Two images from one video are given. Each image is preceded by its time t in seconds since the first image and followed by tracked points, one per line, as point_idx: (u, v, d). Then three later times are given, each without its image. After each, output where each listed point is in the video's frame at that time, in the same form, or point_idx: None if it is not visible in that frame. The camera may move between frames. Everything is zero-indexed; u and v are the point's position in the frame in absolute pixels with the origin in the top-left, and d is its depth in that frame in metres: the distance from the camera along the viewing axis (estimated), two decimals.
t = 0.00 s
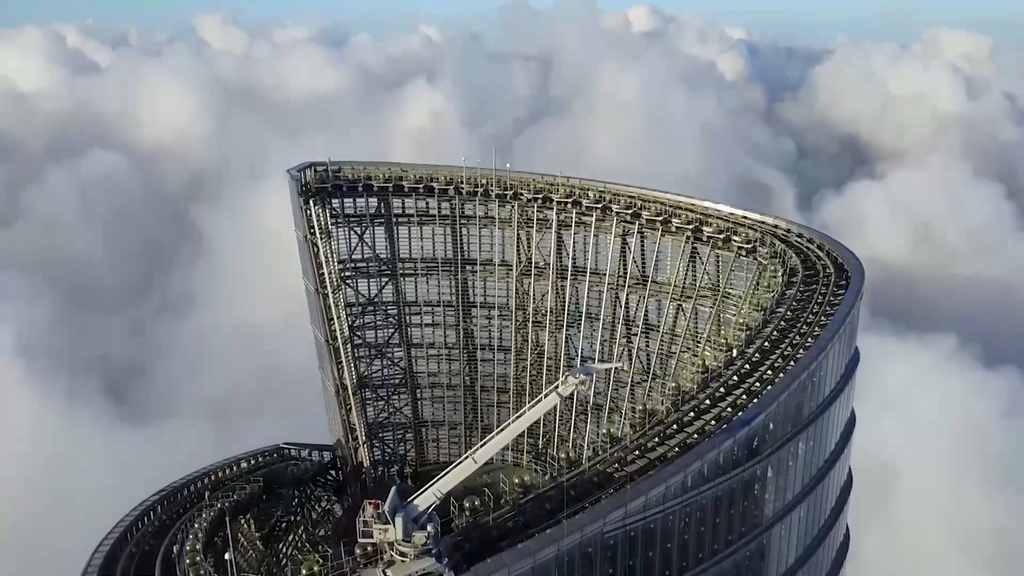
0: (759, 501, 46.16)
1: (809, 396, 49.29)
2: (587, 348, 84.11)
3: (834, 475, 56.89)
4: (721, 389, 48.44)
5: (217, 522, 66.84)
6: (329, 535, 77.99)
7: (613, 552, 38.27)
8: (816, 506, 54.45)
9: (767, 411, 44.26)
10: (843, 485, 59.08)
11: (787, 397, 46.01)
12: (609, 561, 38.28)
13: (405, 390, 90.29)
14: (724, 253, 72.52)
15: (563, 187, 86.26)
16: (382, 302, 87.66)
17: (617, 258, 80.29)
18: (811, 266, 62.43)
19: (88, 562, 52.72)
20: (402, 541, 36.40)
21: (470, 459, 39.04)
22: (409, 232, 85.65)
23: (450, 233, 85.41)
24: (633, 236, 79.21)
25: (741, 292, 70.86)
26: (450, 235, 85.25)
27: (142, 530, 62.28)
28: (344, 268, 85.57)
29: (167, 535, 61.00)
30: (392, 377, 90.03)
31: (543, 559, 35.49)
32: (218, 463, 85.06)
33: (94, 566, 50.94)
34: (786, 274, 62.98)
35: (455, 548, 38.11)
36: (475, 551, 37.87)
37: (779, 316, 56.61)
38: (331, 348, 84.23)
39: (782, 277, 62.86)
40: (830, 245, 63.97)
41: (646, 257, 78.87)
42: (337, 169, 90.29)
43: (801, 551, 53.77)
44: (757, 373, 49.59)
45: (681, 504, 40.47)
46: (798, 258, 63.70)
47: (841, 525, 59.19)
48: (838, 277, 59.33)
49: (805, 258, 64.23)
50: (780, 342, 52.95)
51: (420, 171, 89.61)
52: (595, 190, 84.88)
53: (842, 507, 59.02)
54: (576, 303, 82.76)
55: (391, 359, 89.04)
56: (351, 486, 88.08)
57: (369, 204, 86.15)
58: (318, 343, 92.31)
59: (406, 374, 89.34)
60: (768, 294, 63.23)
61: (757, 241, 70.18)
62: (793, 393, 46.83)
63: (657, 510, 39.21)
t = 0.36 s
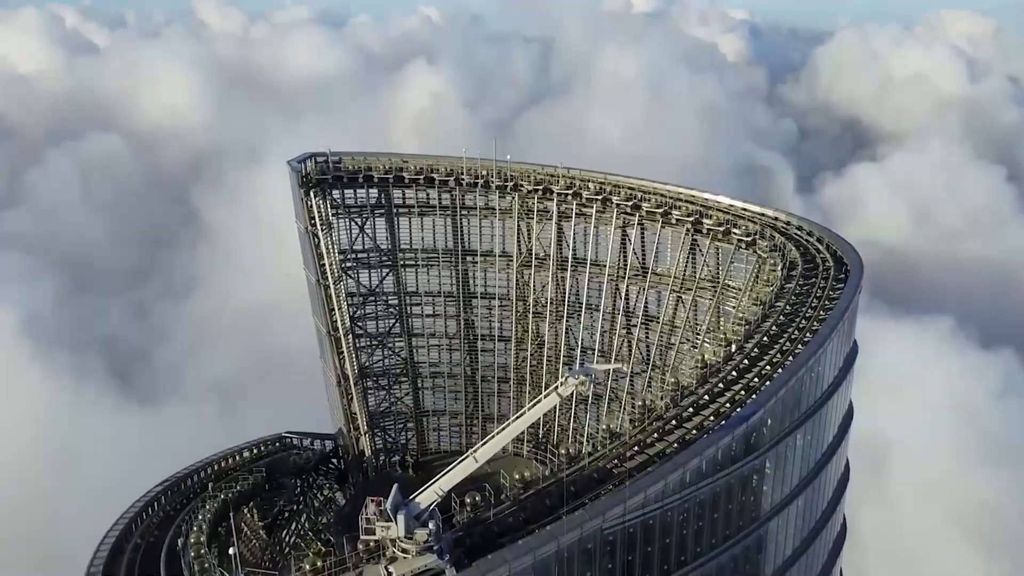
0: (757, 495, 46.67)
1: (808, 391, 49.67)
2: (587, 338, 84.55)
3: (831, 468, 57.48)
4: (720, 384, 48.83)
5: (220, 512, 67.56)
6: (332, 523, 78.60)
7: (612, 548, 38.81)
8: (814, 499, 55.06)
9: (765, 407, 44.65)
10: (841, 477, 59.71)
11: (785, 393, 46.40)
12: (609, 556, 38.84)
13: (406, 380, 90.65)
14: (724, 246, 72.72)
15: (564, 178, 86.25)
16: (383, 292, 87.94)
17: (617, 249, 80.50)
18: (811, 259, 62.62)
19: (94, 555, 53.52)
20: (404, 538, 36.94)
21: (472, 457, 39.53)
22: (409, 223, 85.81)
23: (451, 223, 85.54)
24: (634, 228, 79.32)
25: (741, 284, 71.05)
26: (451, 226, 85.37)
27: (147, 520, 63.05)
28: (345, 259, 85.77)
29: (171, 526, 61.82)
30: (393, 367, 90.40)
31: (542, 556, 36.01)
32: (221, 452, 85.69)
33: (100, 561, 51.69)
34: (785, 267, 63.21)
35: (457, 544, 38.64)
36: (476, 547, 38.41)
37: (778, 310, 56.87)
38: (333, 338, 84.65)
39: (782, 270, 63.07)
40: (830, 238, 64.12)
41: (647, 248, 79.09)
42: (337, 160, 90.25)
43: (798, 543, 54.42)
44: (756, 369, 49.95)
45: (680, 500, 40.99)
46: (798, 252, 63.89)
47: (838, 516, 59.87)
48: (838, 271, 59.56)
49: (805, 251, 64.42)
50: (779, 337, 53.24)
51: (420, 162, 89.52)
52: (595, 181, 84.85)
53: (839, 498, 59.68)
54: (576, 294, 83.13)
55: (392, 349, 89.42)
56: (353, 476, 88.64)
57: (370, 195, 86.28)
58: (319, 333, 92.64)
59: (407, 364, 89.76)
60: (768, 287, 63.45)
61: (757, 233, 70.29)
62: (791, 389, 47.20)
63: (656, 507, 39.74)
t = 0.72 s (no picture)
0: (755, 489, 47.17)
1: (805, 386, 49.99)
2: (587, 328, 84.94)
3: (829, 461, 57.95)
4: (719, 379, 49.25)
5: (224, 504, 68.24)
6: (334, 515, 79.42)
7: (611, 544, 39.34)
8: (812, 491, 55.63)
9: (763, 403, 45.05)
10: (838, 469, 60.27)
11: (783, 389, 46.76)
12: (608, 551, 39.38)
13: (407, 370, 91.03)
14: (724, 238, 72.92)
15: (564, 169, 86.20)
16: (384, 283, 88.16)
17: (617, 240, 80.70)
18: (810, 253, 62.80)
19: (100, 547, 54.23)
20: (406, 535, 37.43)
21: (473, 456, 39.97)
22: (410, 214, 85.96)
23: (452, 214, 85.68)
24: (634, 219, 79.43)
25: (741, 276, 71.28)
26: (451, 217, 85.49)
27: (152, 511, 63.84)
28: (346, 250, 85.99)
29: (176, 517, 62.66)
30: (394, 357, 90.68)
31: (543, 551, 36.58)
32: (225, 442, 86.33)
33: (106, 553, 52.47)
34: (785, 261, 63.40)
35: (458, 539, 39.16)
36: (477, 543, 38.94)
37: (777, 304, 57.14)
38: (334, 328, 85.16)
39: (781, 263, 63.29)
40: (829, 231, 64.25)
41: (647, 239, 79.33)
42: (338, 151, 90.20)
43: (796, 535, 55.05)
44: (755, 364, 50.32)
45: (678, 496, 41.50)
46: (797, 245, 64.07)
47: (835, 507, 60.50)
48: (836, 265, 59.77)
49: (804, 244, 64.60)
50: (778, 331, 53.53)
51: (420, 153, 89.42)
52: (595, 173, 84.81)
53: (836, 489, 60.26)
54: (576, 284, 83.47)
55: (393, 339, 89.75)
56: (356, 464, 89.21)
57: (371, 185, 86.38)
58: (320, 324, 93.02)
59: (408, 354, 90.17)
60: (767, 280, 63.68)
61: (757, 225, 70.41)
62: (789, 385, 47.56)
63: (655, 503, 40.26)
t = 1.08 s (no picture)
0: (752, 483, 47.69)
1: (803, 381, 50.39)
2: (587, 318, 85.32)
3: (827, 453, 58.50)
4: (718, 374, 49.69)
5: (227, 494, 68.96)
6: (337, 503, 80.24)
7: (609, 539, 39.87)
8: (809, 483, 56.25)
9: (761, 398, 45.48)
10: (836, 460, 60.86)
11: (781, 384, 47.17)
12: (607, 546, 39.95)
13: (408, 360, 91.44)
14: (723, 229, 73.12)
15: (565, 159, 86.17)
16: (385, 273, 88.42)
17: (617, 231, 80.87)
18: (810, 246, 63.02)
19: (106, 539, 54.85)
20: (408, 531, 37.93)
21: (473, 454, 40.40)
22: (410, 204, 86.08)
23: (452, 204, 85.80)
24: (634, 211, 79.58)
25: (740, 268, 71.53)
26: (452, 207, 85.60)
27: (156, 502, 64.45)
28: (347, 240, 86.20)
29: (181, 508, 63.31)
30: (395, 346, 91.02)
31: (543, 547, 37.11)
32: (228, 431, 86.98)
33: (112, 545, 53.12)
34: (784, 253, 63.62)
35: (460, 534, 39.71)
36: (478, 538, 39.46)
37: (776, 298, 57.45)
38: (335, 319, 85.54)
39: (780, 256, 63.55)
40: (829, 224, 64.43)
41: (647, 230, 79.53)
42: (338, 141, 90.13)
43: (793, 526, 55.70)
44: (754, 358, 50.69)
45: (677, 491, 42.02)
46: (797, 237, 64.29)
47: (832, 497, 61.20)
48: (835, 258, 59.98)
49: (803, 236, 64.81)
50: (777, 325, 53.89)
51: (420, 143, 89.31)
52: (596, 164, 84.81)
53: (834, 479, 60.91)
54: (577, 275, 83.77)
55: (394, 329, 90.06)
56: (358, 453, 89.77)
57: (371, 176, 86.43)
58: (322, 314, 93.42)
59: (409, 343, 90.56)
60: (766, 273, 63.95)
61: (757, 217, 70.56)
62: (787, 380, 47.96)
63: (654, 498, 40.78)
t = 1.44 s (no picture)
0: (750, 478, 48.15)
1: (801, 376, 50.78)
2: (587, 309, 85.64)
3: (825, 446, 58.97)
4: (717, 369, 50.07)
5: (230, 486, 69.60)
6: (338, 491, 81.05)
7: (608, 534, 40.39)
8: (807, 476, 56.76)
9: (759, 394, 45.89)
10: (833, 453, 61.35)
11: (780, 380, 47.51)
12: (606, 541, 40.47)
13: (410, 350, 91.74)
14: (723, 222, 73.28)
15: (565, 151, 86.14)
16: (386, 264, 88.60)
17: (618, 223, 81.06)
18: (809, 239, 63.22)
19: (111, 531, 55.49)
20: (410, 527, 38.33)
21: (474, 452, 40.89)
22: (411, 195, 86.26)
23: (453, 196, 85.92)
24: (634, 203, 79.73)
25: (740, 261, 71.74)
26: (453, 198, 85.75)
27: (160, 494, 65.15)
28: (348, 232, 86.41)
29: (185, 499, 64.04)
30: (396, 337, 91.32)
31: (544, 543, 37.64)
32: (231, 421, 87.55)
33: (117, 537, 53.73)
34: (784, 247, 63.82)
35: (461, 529, 40.21)
36: (479, 533, 39.99)
37: (775, 293, 57.75)
38: (337, 310, 85.94)
39: (780, 250, 63.77)
40: (828, 218, 64.59)
41: (647, 222, 79.76)
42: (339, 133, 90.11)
43: (791, 518, 56.23)
44: (753, 353, 51.06)
45: (676, 487, 42.54)
46: (796, 231, 64.50)
47: (829, 489, 61.74)
48: (834, 252, 60.18)
49: (802, 230, 64.98)
50: (776, 320, 54.17)
51: (421, 135, 89.26)
52: (596, 156, 84.82)
53: (831, 472, 61.39)
54: (577, 267, 84.04)
55: (396, 320, 90.36)
56: (360, 443, 90.22)
57: (372, 168, 86.56)
58: (323, 305, 93.79)
59: (410, 334, 90.87)
60: (766, 267, 64.20)
61: (757, 210, 70.72)
62: (786, 376, 48.32)
63: (653, 494, 41.23)
